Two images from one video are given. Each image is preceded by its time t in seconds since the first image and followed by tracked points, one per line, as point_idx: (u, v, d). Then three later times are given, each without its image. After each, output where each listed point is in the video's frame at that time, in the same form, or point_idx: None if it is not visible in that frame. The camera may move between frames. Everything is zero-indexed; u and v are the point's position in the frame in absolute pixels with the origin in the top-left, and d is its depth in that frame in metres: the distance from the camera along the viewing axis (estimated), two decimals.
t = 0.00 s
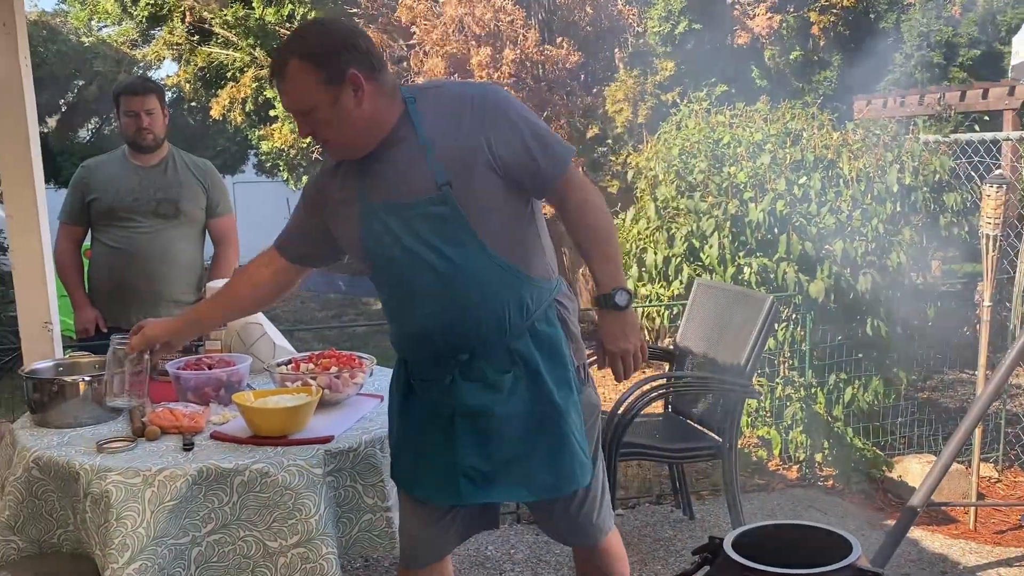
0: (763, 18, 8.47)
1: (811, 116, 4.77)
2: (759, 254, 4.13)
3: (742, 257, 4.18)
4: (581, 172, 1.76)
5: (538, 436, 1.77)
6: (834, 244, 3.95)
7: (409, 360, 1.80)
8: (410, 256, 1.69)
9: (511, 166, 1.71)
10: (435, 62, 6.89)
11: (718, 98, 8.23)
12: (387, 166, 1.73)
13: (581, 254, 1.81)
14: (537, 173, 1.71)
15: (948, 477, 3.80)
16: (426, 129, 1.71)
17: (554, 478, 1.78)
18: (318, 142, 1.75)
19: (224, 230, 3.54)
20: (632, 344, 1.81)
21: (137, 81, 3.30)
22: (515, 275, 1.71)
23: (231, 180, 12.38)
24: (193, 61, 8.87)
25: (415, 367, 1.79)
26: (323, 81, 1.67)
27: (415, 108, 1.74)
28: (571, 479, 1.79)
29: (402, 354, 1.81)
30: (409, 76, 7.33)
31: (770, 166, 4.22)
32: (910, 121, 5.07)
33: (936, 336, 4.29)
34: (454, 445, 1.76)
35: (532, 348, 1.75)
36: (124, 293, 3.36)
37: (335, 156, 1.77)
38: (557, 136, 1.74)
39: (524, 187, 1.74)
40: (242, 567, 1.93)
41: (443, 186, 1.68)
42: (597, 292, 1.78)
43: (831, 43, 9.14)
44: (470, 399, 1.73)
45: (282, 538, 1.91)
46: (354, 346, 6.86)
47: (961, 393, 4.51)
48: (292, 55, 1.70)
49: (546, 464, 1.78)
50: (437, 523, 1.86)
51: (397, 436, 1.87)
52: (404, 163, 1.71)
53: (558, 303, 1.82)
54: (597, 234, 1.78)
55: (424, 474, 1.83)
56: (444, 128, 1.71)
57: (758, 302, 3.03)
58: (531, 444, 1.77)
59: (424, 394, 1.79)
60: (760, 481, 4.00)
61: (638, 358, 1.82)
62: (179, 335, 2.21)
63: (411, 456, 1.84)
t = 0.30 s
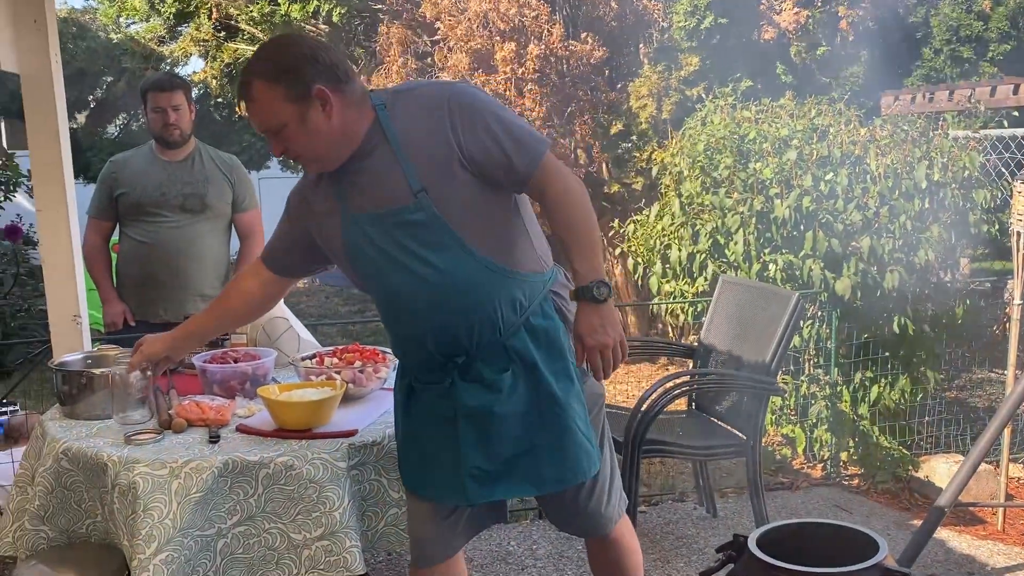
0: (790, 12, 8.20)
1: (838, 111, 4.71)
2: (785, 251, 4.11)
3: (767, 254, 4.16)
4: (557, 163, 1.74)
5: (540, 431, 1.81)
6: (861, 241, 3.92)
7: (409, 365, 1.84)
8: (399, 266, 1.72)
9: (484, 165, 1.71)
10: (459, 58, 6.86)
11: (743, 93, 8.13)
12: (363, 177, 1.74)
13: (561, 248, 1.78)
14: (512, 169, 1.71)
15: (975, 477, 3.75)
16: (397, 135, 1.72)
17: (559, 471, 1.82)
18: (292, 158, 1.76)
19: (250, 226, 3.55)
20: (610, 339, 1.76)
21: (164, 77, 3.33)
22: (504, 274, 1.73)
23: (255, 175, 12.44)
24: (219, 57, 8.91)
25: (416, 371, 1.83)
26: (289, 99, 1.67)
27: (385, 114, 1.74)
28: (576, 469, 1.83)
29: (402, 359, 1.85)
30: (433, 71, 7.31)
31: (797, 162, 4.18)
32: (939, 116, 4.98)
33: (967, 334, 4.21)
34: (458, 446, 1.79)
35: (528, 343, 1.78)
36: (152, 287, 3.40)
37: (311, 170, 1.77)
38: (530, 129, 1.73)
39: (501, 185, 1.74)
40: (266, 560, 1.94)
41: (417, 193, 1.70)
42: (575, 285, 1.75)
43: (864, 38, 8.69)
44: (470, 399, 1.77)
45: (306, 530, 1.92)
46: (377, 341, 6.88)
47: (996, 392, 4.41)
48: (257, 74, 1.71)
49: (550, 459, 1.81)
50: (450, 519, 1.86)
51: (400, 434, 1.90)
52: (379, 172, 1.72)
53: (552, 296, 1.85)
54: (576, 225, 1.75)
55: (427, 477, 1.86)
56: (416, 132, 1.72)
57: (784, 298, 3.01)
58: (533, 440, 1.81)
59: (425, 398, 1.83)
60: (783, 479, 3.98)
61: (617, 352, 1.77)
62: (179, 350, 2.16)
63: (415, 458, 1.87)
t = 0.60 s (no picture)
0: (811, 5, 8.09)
1: (860, 106, 4.66)
2: (805, 246, 4.09)
3: (788, 249, 4.12)
4: (565, 161, 1.74)
5: (548, 429, 1.81)
6: (882, 237, 3.89)
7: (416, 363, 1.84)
8: (406, 264, 1.73)
9: (492, 164, 1.71)
10: (478, 52, 6.89)
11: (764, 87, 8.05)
12: (371, 175, 1.75)
13: (567, 246, 1.78)
14: (519, 168, 1.70)
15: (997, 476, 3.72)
16: (405, 132, 1.72)
17: (566, 469, 1.83)
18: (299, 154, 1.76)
19: (269, 220, 3.57)
20: (615, 340, 1.76)
21: (184, 71, 3.34)
22: (510, 273, 1.73)
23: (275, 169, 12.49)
24: (240, 52, 8.98)
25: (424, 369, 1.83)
26: (297, 96, 1.67)
27: (392, 111, 1.74)
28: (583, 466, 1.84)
29: (411, 356, 1.85)
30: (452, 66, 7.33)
31: (818, 157, 4.15)
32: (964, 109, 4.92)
33: (990, 331, 4.16)
34: (466, 444, 1.80)
35: (537, 340, 1.78)
36: (172, 281, 3.43)
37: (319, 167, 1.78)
38: (538, 127, 1.72)
39: (508, 183, 1.74)
40: (284, 552, 1.96)
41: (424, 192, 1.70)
42: (581, 285, 1.75)
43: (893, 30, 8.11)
44: (478, 397, 1.77)
45: (324, 524, 1.94)
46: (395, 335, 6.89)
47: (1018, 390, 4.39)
48: (265, 68, 1.70)
49: (557, 457, 1.82)
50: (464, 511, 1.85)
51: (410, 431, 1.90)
52: (388, 170, 1.73)
53: (561, 293, 1.85)
54: (583, 226, 1.75)
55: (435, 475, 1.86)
56: (423, 130, 1.72)
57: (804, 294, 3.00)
58: (540, 438, 1.82)
59: (432, 397, 1.83)
60: (802, 476, 3.95)
61: (622, 353, 1.78)
62: (201, 347, 2.19)
63: (422, 456, 1.88)
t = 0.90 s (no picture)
0: None
1: (875, 99, 4.63)
2: (818, 241, 4.07)
3: (802, 243, 4.10)
4: (581, 154, 1.73)
5: (557, 420, 1.82)
6: (896, 231, 3.87)
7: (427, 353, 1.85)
8: (419, 253, 1.73)
9: (509, 156, 1.70)
10: (490, 45, 6.88)
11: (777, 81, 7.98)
12: (386, 163, 1.75)
13: (580, 237, 1.79)
14: (535, 160, 1.70)
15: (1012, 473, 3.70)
16: (422, 121, 1.71)
17: (575, 461, 1.83)
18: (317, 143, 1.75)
19: (281, 212, 3.58)
20: (624, 334, 1.77)
21: (196, 63, 3.34)
22: (524, 264, 1.73)
23: (288, 162, 12.54)
24: (253, 45, 9.01)
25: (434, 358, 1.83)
26: (316, 84, 1.66)
27: (410, 100, 1.73)
28: (592, 459, 1.84)
29: (422, 345, 1.85)
30: (464, 59, 7.33)
31: (832, 150, 4.11)
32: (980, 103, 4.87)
33: (1005, 327, 4.13)
34: (475, 434, 1.80)
35: (547, 332, 1.78)
36: (185, 273, 3.44)
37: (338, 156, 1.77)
38: (555, 119, 1.72)
39: (523, 175, 1.73)
40: (294, 544, 1.96)
41: (440, 181, 1.70)
42: (591, 279, 1.76)
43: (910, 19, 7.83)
44: (488, 387, 1.77)
45: (335, 515, 1.95)
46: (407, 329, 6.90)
47: None
48: (284, 55, 1.69)
49: (566, 449, 1.83)
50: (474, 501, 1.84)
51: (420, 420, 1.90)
52: (403, 160, 1.73)
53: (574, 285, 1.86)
54: (596, 219, 1.75)
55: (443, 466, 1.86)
56: (441, 119, 1.71)
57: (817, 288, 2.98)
58: (550, 429, 1.82)
59: (442, 386, 1.83)
60: (814, 472, 3.94)
61: (631, 347, 1.79)
62: (240, 342, 2.23)
63: (431, 448, 1.88)
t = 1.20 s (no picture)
0: None
1: (883, 92, 4.61)
2: (824, 234, 4.07)
3: (808, 237, 4.09)
4: (596, 142, 1.72)
5: (565, 406, 1.82)
6: (903, 225, 3.87)
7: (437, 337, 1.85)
8: (432, 232, 1.74)
9: (526, 139, 1.71)
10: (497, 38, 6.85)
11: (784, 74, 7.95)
12: (408, 142, 1.76)
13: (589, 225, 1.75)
14: (552, 144, 1.70)
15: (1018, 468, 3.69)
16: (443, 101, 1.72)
17: (581, 447, 1.82)
18: (360, 118, 1.71)
19: (285, 203, 3.59)
20: (622, 322, 1.73)
21: (198, 55, 3.34)
22: (538, 247, 1.73)
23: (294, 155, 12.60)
24: (258, 37, 8.95)
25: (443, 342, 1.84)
26: (376, 45, 1.66)
27: (432, 80, 1.75)
28: (597, 446, 1.83)
29: (433, 329, 1.86)
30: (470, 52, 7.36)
31: (838, 144, 4.10)
32: (987, 96, 4.83)
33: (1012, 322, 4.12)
34: (483, 418, 1.80)
35: (558, 318, 1.78)
36: (190, 265, 3.44)
37: (377, 132, 1.74)
38: (574, 107, 1.72)
39: (539, 160, 1.74)
40: (299, 535, 1.97)
41: (457, 159, 1.71)
42: (595, 263, 1.72)
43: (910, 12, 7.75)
44: (498, 369, 1.77)
45: (340, 507, 1.95)
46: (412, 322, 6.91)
47: None
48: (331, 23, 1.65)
49: (572, 435, 1.82)
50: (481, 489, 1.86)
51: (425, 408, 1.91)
52: (422, 140, 1.74)
53: (582, 274, 1.83)
54: (605, 205, 1.72)
55: (451, 450, 1.86)
56: (461, 101, 1.72)
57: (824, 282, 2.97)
58: (559, 414, 1.82)
59: (451, 370, 1.83)
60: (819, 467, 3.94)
61: (627, 335, 1.75)
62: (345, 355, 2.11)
63: (439, 432, 1.88)
